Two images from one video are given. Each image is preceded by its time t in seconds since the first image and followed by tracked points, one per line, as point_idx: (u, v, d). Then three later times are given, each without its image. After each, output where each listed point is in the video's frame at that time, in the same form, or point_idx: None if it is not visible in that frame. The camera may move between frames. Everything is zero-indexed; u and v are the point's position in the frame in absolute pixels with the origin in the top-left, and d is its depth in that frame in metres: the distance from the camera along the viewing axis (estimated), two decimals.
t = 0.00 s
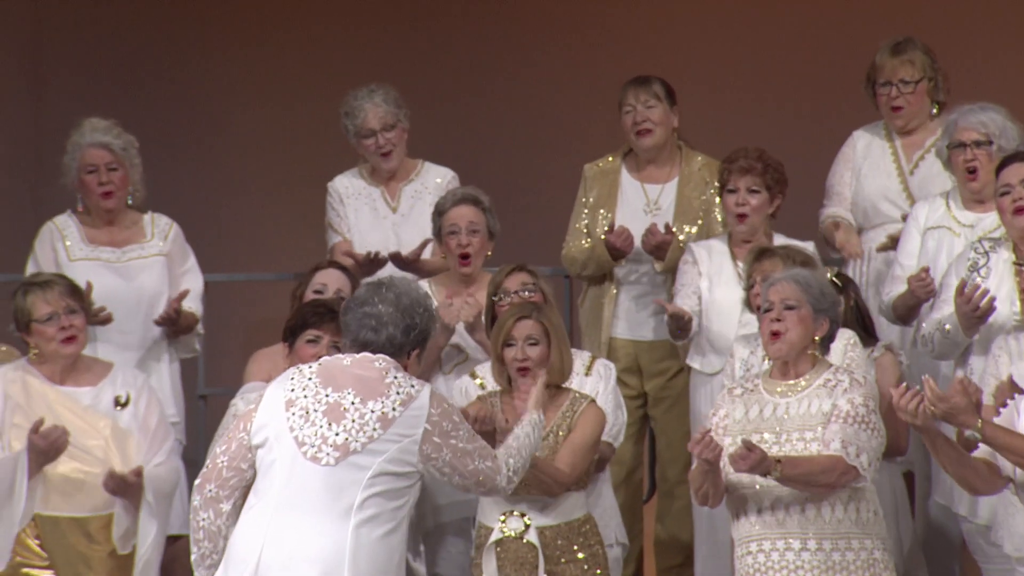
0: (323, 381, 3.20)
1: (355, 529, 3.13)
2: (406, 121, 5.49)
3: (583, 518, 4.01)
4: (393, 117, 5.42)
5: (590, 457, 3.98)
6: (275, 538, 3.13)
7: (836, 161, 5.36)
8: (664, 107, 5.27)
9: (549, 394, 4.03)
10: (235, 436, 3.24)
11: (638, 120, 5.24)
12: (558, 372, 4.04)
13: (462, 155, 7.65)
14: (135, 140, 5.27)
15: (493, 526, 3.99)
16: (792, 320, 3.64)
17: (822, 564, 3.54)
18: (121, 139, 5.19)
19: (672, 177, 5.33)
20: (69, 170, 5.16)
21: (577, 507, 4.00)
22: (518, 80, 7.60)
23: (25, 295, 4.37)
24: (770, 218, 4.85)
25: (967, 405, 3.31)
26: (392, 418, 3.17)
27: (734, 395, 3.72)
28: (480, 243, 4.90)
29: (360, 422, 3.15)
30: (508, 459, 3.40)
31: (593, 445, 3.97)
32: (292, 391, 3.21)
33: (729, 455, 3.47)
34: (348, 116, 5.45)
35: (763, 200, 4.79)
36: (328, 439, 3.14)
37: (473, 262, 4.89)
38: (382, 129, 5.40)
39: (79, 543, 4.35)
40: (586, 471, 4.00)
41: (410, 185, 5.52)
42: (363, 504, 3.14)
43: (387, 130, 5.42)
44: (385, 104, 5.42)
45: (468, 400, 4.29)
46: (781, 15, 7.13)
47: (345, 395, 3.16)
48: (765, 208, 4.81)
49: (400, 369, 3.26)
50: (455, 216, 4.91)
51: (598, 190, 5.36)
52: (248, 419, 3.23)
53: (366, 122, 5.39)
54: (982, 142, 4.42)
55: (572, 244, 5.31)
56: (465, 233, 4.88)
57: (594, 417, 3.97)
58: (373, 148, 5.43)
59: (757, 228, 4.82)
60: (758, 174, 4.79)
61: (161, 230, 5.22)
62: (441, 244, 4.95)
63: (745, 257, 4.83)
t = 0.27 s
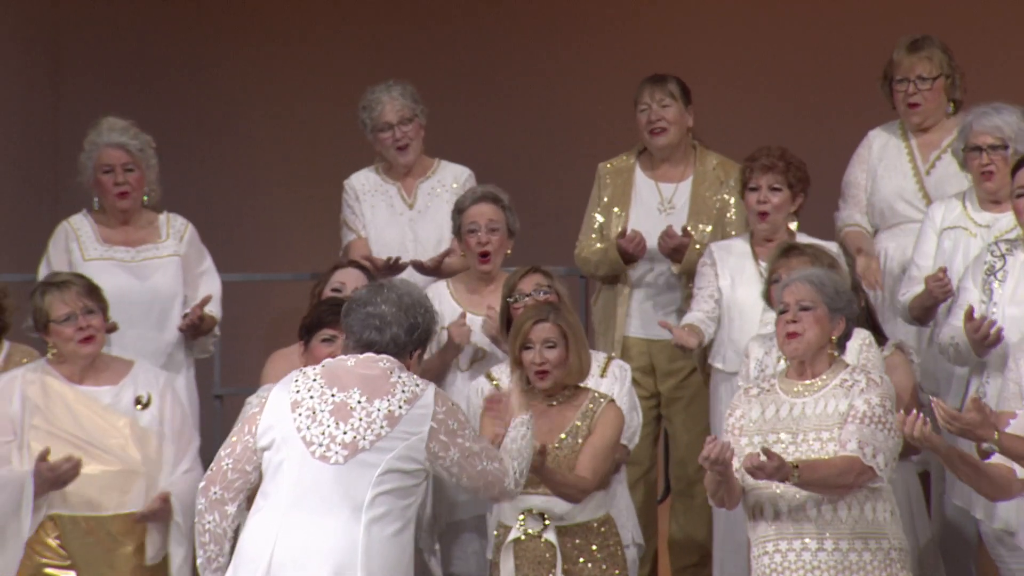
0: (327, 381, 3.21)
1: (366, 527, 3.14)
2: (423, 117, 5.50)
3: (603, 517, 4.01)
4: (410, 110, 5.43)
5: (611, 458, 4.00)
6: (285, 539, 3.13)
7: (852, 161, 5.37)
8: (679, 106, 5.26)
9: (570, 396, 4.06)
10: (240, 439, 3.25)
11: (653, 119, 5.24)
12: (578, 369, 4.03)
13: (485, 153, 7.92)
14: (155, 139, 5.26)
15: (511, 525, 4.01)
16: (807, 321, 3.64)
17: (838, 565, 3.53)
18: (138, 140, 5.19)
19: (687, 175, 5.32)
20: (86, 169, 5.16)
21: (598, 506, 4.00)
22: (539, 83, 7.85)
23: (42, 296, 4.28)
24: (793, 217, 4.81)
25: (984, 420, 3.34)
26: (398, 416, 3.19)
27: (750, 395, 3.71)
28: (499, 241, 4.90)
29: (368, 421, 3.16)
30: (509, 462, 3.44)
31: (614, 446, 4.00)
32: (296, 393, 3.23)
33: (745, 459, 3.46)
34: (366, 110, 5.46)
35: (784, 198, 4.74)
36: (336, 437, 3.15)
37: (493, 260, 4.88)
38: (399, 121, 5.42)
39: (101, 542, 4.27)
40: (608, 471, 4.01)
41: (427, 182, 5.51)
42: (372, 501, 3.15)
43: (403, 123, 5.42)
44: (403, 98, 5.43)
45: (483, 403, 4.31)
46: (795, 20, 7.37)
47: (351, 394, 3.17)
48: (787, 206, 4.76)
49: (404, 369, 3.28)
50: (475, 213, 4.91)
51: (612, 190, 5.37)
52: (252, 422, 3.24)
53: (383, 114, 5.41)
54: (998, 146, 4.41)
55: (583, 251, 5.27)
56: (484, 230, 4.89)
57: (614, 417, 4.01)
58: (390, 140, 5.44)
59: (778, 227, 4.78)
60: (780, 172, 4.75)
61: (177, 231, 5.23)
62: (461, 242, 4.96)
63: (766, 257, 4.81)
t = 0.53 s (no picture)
0: (333, 386, 3.24)
1: (378, 527, 3.16)
2: (440, 114, 5.50)
3: (620, 517, 4.01)
4: (428, 107, 5.43)
5: (632, 460, 4.01)
6: (299, 541, 3.16)
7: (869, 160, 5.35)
8: (694, 105, 5.26)
9: (588, 398, 4.05)
10: (247, 449, 3.27)
11: (667, 118, 5.23)
12: (594, 373, 4.04)
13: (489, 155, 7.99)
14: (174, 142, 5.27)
15: (528, 526, 4.02)
16: (823, 322, 3.63)
17: (853, 565, 3.54)
18: (160, 141, 5.21)
19: (701, 174, 5.32)
20: (105, 168, 5.18)
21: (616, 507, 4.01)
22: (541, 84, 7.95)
23: (61, 294, 4.31)
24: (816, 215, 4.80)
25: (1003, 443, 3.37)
26: (406, 416, 3.21)
27: (766, 395, 3.71)
28: (516, 239, 4.90)
29: (376, 421, 3.19)
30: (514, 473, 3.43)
31: (634, 448, 4.00)
32: (303, 399, 3.25)
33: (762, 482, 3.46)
34: (383, 107, 5.46)
35: (806, 196, 4.74)
36: (345, 439, 3.17)
37: (510, 257, 4.88)
38: (417, 118, 5.41)
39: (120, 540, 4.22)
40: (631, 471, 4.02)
41: (444, 179, 5.52)
42: (384, 501, 3.17)
43: (422, 120, 5.42)
44: (421, 95, 5.44)
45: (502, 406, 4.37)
46: (795, 21, 7.43)
47: (358, 397, 3.20)
48: (808, 205, 4.76)
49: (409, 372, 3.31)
50: (492, 212, 4.91)
51: (626, 189, 5.37)
52: (259, 432, 3.26)
53: (400, 110, 5.40)
54: (1014, 146, 4.40)
55: (597, 248, 5.28)
56: (501, 229, 4.89)
57: (632, 420, 4.00)
58: (407, 137, 5.44)
59: (799, 225, 4.77)
60: (802, 171, 4.73)
61: (193, 232, 5.26)
62: (478, 241, 4.95)
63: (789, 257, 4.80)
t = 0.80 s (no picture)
0: (341, 383, 3.23)
1: (395, 523, 3.18)
2: (459, 113, 5.52)
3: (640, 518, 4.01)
4: (447, 105, 5.45)
5: (654, 460, 4.01)
6: (319, 540, 3.18)
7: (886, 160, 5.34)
8: (711, 104, 5.25)
9: (610, 395, 4.06)
10: (257, 449, 3.25)
11: (684, 117, 5.23)
12: (614, 375, 4.04)
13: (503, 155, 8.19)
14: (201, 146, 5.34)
15: (548, 525, 4.04)
16: (840, 325, 3.63)
17: (870, 564, 3.54)
18: (182, 142, 5.22)
19: (717, 174, 5.31)
20: (127, 164, 5.22)
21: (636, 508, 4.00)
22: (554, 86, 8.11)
23: (81, 295, 4.30)
24: (838, 216, 4.81)
25: None
26: (416, 410, 3.21)
27: (785, 394, 3.71)
28: (535, 238, 4.90)
29: (386, 417, 3.19)
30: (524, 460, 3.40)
31: (655, 448, 4.01)
32: (312, 398, 3.24)
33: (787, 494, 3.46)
34: (403, 105, 5.48)
35: (830, 195, 4.73)
36: (356, 437, 3.18)
37: (529, 255, 4.89)
38: (436, 115, 5.43)
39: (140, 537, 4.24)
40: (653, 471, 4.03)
41: (462, 178, 5.54)
42: (400, 496, 3.18)
43: (441, 117, 5.43)
44: (440, 94, 5.46)
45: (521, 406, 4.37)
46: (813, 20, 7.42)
47: (367, 394, 3.20)
48: (831, 205, 4.75)
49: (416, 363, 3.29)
50: (510, 211, 4.90)
51: (643, 188, 5.37)
52: (269, 432, 3.25)
53: (419, 108, 5.42)
54: None
55: (611, 248, 5.31)
56: (519, 227, 4.88)
57: (652, 420, 4.00)
58: (426, 135, 5.45)
59: (823, 224, 4.76)
60: (825, 170, 4.73)
61: (211, 232, 5.27)
62: (496, 240, 4.95)
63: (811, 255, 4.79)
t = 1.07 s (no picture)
0: (354, 386, 3.25)
1: (410, 522, 3.17)
2: (475, 112, 5.53)
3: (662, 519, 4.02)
4: (462, 104, 5.46)
5: (676, 461, 4.00)
6: (336, 543, 3.18)
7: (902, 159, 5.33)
8: (726, 103, 5.25)
9: (628, 392, 4.06)
10: (273, 454, 3.31)
11: (699, 115, 5.23)
12: (632, 373, 4.05)
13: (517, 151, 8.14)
14: (223, 149, 5.40)
15: (568, 524, 4.04)
16: (857, 326, 3.63)
17: (886, 563, 3.54)
18: (204, 144, 5.26)
19: (733, 173, 5.31)
20: (147, 162, 5.25)
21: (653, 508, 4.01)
22: (568, 85, 8.08)
23: (104, 292, 4.31)
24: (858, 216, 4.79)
25: None
26: (428, 408, 3.22)
27: (802, 394, 3.71)
28: (550, 236, 4.90)
29: (398, 418, 3.20)
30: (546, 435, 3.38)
31: (676, 448, 3.99)
32: (326, 403, 3.26)
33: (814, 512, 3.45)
34: (419, 104, 5.49)
35: (851, 194, 4.72)
36: (369, 439, 3.19)
37: (544, 253, 4.89)
38: (452, 114, 5.44)
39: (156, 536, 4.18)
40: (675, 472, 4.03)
41: (478, 177, 5.53)
42: (414, 495, 3.18)
43: (457, 116, 5.45)
44: (456, 93, 5.47)
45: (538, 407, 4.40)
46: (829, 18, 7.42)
47: (378, 395, 3.21)
48: (852, 203, 4.74)
49: (428, 359, 3.30)
50: (525, 209, 4.91)
51: (657, 187, 5.37)
52: (285, 438, 3.29)
53: (435, 107, 5.44)
54: None
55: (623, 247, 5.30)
56: (535, 226, 4.89)
57: (671, 420, 3.98)
58: (442, 134, 5.46)
59: (843, 223, 4.75)
60: (846, 169, 4.73)
61: (228, 233, 5.28)
62: (512, 238, 4.96)
63: (831, 254, 4.78)
